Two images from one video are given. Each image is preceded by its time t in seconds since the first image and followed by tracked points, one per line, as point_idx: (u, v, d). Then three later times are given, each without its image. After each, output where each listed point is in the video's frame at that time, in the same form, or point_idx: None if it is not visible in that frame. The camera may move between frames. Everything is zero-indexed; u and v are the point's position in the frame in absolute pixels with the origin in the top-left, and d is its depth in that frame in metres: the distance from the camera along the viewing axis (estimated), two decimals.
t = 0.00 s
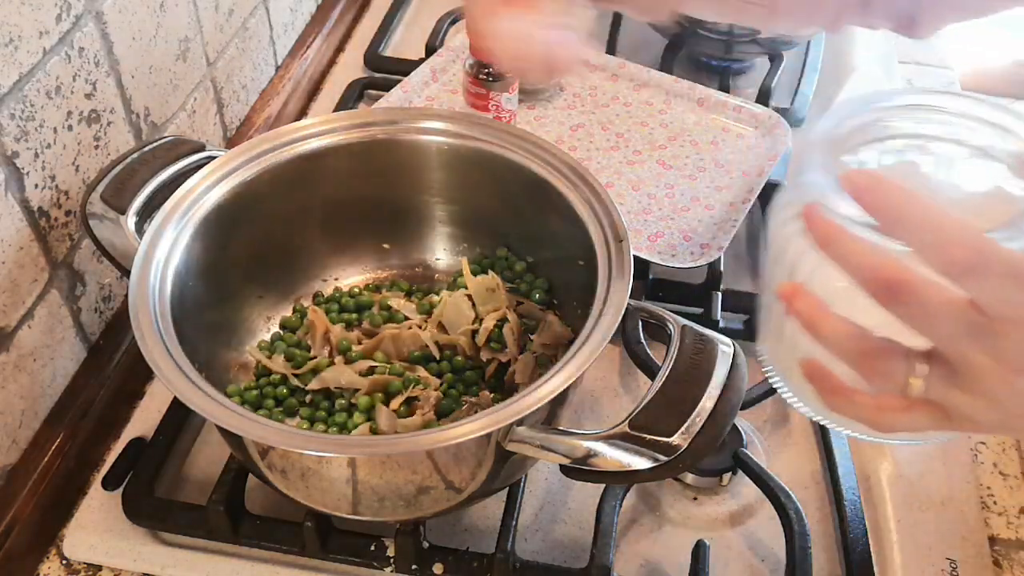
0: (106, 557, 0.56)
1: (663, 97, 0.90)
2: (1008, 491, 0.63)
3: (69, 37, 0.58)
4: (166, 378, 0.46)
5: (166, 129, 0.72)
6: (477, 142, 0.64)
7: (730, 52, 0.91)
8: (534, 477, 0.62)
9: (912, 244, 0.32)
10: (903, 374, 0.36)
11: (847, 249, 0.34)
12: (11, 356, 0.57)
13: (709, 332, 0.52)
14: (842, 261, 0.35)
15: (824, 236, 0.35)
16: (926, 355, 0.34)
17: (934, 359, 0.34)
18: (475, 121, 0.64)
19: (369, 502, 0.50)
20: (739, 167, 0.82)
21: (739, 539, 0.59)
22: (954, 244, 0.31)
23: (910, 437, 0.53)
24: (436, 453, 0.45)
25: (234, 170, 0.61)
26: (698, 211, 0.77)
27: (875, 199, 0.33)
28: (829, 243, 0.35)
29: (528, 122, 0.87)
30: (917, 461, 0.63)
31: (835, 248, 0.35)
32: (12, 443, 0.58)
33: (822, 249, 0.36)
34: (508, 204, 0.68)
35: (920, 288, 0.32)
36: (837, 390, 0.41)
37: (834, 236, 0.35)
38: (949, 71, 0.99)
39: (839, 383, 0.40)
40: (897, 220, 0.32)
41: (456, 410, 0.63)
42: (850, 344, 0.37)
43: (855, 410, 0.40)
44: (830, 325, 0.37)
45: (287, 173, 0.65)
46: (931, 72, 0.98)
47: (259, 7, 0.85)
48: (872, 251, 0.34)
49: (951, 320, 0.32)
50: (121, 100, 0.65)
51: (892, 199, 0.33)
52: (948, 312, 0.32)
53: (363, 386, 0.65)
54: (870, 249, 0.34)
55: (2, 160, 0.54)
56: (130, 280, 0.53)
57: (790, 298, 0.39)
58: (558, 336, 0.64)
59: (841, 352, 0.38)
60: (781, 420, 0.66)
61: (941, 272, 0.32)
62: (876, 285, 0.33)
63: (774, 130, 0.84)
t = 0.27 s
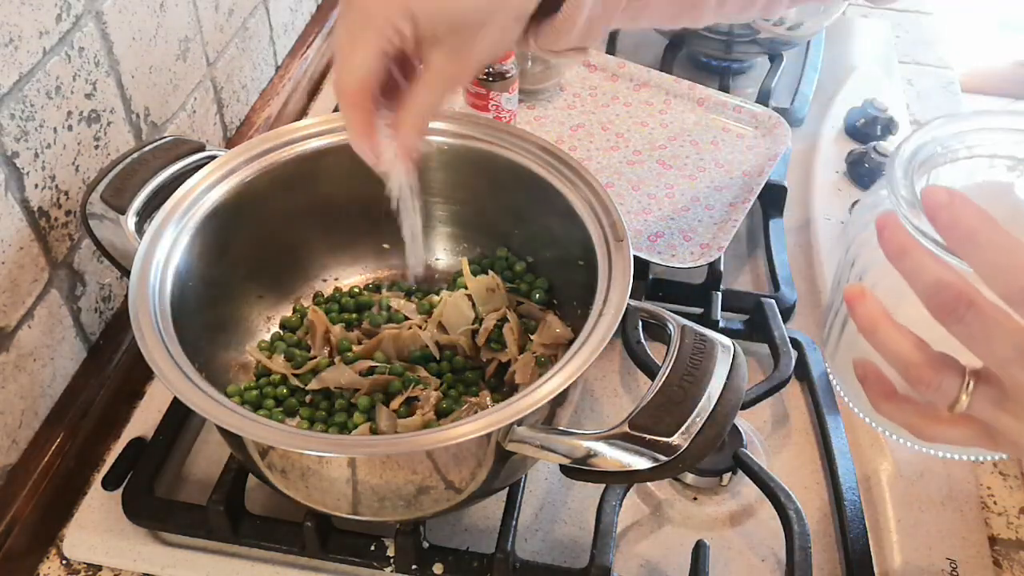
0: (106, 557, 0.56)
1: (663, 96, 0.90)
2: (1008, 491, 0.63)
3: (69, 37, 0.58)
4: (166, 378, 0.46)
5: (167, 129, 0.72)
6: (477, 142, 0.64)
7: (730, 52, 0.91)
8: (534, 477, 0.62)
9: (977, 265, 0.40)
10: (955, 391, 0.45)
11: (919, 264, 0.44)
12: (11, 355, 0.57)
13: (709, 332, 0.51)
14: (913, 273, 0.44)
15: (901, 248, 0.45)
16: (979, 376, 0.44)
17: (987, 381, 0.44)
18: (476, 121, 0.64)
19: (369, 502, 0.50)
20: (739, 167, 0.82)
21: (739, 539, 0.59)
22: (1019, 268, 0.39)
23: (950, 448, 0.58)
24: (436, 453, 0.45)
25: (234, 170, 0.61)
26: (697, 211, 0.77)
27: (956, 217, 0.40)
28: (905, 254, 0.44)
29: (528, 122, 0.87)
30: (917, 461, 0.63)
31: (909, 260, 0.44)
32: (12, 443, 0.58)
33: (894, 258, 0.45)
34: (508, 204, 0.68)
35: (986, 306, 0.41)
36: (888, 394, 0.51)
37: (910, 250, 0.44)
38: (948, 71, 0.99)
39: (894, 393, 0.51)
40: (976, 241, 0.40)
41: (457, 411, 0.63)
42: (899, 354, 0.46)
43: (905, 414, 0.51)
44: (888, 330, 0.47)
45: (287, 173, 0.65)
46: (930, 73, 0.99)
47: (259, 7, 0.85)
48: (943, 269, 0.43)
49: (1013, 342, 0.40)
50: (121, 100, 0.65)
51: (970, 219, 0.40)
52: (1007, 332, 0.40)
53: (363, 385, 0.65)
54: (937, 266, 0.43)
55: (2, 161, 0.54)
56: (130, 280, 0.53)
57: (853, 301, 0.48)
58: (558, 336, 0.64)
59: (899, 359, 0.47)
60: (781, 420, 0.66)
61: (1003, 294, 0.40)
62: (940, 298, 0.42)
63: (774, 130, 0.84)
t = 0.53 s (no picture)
0: (106, 557, 0.56)
1: (663, 96, 0.90)
2: (1008, 491, 0.63)
3: (69, 37, 0.58)
4: (166, 378, 0.46)
5: (167, 129, 0.72)
6: (477, 142, 0.64)
7: (730, 52, 0.90)
8: (534, 477, 0.62)
9: (981, 271, 0.40)
10: (957, 398, 0.45)
11: (918, 272, 0.43)
12: (11, 355, 0.57)
13: (709, 331, 0.51)
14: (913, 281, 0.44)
15: (900, 257, 0.44)
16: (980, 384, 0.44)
17: (991, 388, 0.43)
18: (477, 123, 0.64)
19: (369, 502, 0.50)
20: (739, 167, 0.82)
21: (739, 539, 0.59)
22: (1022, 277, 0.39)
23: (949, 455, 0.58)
24: (436, 453, 0.45)
25: (234, 170, 0.61)
26: (698, 211, 0.77)
27: (958, 224, 0.40)
28: (904, 264, 0.44)
29: (528, 122, 0.87)
30: (917, 462, 0.63)
31: (908, 267, 0.44)
32: (12, 443, 0.58)
33: (894, 267, 0.45)
34: (508, 204, 0.68)
35: (988, 313, 0.40)
36: (887, 402, 0.50)
37: (909, 257, 0.44)
38: (949, 71, 0.99)
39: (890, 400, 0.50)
40: (979, 248, 0.40)
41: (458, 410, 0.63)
42: (901, 362, 0.46)
43: (904, 421, 0.50)
44: (888, 338, 0.46)
45: (287, 173, 0.65)
46: (930, 72, 0.99)
47: (259, 7, 0.85)
48: (944, 276, 0.42)
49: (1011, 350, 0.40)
50: (121, 100, 0.65)
51: (974, 227, 0.40)
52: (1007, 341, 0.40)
53: (364, 385, 0.65)
54: (938, 272, 0.43)
55: (2, 160, 0.54)
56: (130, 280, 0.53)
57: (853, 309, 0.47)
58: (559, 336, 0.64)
59: (899, 367, 0.46)
60: (781, 420, 0.66)
61: (1007, 301, 0.40)
62: (941, 305, 0.42)
63: (774, 130, 0.84)
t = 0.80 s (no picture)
0: (106, 557, 0.56)
1: (663, 96, 0.90)
2: (1008, 491, 0.63)
3: (69, 37, 0.58)
4: (166, 379, 0.46)
5: (167, 129, 0.72)
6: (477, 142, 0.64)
7: (731, 52, 0.90)
8: (534, 477, 0.62)
9: (985, 280, 0.40)
10: (962, 406, 0.44)
11: (923, 279, 0.43)
12: (11, 355, 0.57)
13: (709, 332, 0.51)
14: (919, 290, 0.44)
15: (906, 264, 0.44)
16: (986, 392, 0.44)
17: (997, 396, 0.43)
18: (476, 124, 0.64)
19: (369, 502, 0.50)
20: (740, 167, 0.82)
21: (739, 539, 0.59)
22: None
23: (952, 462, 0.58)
24: (436, 453, 0.45)
25: (234, 170, 0.61)
26: (697, 211, 0.77)
27: (965, 232, 0.41)
28: (910, 272, 0.44)
29: (527, 122, 0.87)
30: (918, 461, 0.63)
31: (914, 275, 0.44)
32: (12, 443, 0.58)
33: (899, 275, 0.45)
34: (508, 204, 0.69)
35: (993, 321, 0.41)
36: (892, 409, 0.50)
37: (914, 265, 0.44)
38: (948, 71, 0.99)
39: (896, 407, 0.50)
40: (985, 257, 0.40)
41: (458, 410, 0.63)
42: (906, 369, 0.45)
43: (908, 428, 0.50)
44: (893, 344, 0.46)
45: (287, 174, 0.64)
46: (930, 72, 0.99)
47: (259, 7, 0.85)
48: (948, 284, 0.43)
49: (1015, 358, 0.40)
50: (121, 100, 0.65)
51: (980, 235, 0.40)
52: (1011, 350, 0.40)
53: (363, 386, 0.65)
54: (943, 280, 0.43)
55: (2, 160, 0.54)
56: (130, 280, 0.53)
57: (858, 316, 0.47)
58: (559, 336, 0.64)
59: (903, 374, 0.46)
60: (781, 420, 0.66)
61: (1011, 307, 0.40)
62: (947, 312, 0.42)
63: (774, 130, 0.84)
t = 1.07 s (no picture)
0: (106, 557, 0.56)
1: (663, 96, 0.90)
2: (1008, 491, 0.63)
3: (69, 37, 0.58)
4: (167, 379, 0.46)
5: (167, 129, 0.72)
6: (477, 142, 0.64)
7: (730, 53, 0.90)
8: (534, 477, 0.62)
9: (987, 272, 0.40)
10: (963, 399, 0.44)
11: (926, 272, 0.44)
12: (11, 355, 0.57)
13: (709, 331, 0.51)
14: (924, 282, 0.44)
15: (910, 257, 0.45)
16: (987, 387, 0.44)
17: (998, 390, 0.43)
18: (476, 122, 0.64)
19: (369, 502, 0.50)
20: (740, 167, 0.82)
21: (739, 539, 0.59)
22: None
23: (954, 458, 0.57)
24: (436, 453, 0.45)
25: (234, 170, 0.61)
26: (697, 211, 0.77)
27: (966, 223, 0.41)
28: (914, 264, 0.45)
29: (527, 122, 0.87)
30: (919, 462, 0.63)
31: (918, 267, 0.44)
32: (12, 443, 0.58)
33: (904, 267, 0.46)
34: (508, 204, 0.68)
35: (994, 313, 0.41)
36: (893, 403, 0.50)
37: (918, 258, 0.45)
38: (949, 71, 0.99)
39: (898, 401, 0.49)
40: (985, 247, 0.40)
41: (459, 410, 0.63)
42: (908, 361, 0.45)
43: (910, 423, 0.49)
44: (895, 337, 0.46)
45: (287, 174, 0.64)
46: (930, 72, 0.99)
47: (259, 7, 0.85)
48: (951, 276, 0.43)
49: (1015, 348, 0.40)
50: (121, 100, 0.65)
51: (981, 226, 0.41)
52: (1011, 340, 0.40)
53: (363, 385, 0.65)
54: (945, 273, 0.43)
55: (2, 160, 0.54)
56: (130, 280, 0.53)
57: (860, 308, 0.47)
58: (559, 336, 0.64)
59: (906, 367, 0.46)
60: (781, 420, 0.66)
61: (1012, 299, 0.40)
62: (949, 304, 0.42)
63: (774, 130, 0.84)
